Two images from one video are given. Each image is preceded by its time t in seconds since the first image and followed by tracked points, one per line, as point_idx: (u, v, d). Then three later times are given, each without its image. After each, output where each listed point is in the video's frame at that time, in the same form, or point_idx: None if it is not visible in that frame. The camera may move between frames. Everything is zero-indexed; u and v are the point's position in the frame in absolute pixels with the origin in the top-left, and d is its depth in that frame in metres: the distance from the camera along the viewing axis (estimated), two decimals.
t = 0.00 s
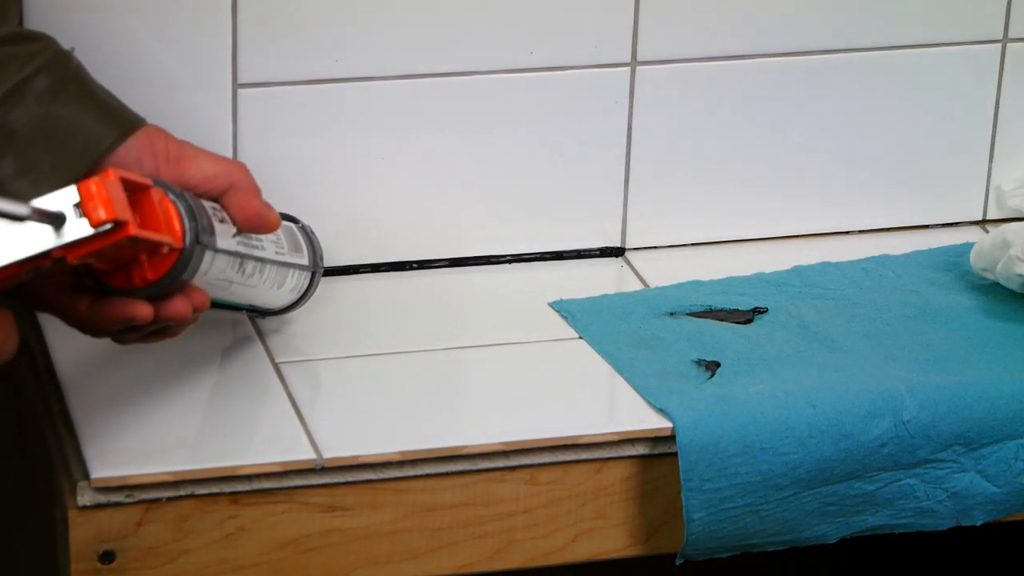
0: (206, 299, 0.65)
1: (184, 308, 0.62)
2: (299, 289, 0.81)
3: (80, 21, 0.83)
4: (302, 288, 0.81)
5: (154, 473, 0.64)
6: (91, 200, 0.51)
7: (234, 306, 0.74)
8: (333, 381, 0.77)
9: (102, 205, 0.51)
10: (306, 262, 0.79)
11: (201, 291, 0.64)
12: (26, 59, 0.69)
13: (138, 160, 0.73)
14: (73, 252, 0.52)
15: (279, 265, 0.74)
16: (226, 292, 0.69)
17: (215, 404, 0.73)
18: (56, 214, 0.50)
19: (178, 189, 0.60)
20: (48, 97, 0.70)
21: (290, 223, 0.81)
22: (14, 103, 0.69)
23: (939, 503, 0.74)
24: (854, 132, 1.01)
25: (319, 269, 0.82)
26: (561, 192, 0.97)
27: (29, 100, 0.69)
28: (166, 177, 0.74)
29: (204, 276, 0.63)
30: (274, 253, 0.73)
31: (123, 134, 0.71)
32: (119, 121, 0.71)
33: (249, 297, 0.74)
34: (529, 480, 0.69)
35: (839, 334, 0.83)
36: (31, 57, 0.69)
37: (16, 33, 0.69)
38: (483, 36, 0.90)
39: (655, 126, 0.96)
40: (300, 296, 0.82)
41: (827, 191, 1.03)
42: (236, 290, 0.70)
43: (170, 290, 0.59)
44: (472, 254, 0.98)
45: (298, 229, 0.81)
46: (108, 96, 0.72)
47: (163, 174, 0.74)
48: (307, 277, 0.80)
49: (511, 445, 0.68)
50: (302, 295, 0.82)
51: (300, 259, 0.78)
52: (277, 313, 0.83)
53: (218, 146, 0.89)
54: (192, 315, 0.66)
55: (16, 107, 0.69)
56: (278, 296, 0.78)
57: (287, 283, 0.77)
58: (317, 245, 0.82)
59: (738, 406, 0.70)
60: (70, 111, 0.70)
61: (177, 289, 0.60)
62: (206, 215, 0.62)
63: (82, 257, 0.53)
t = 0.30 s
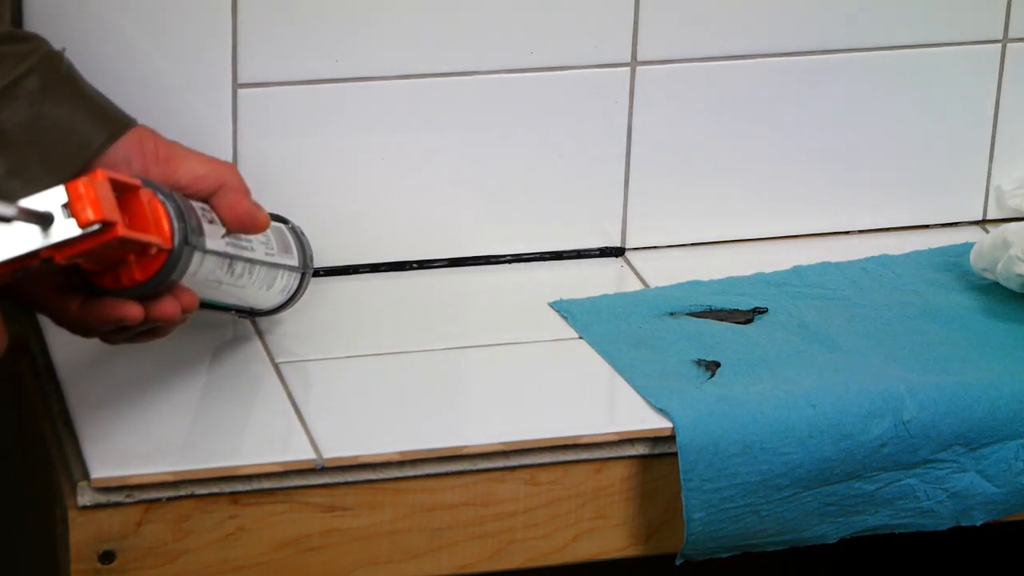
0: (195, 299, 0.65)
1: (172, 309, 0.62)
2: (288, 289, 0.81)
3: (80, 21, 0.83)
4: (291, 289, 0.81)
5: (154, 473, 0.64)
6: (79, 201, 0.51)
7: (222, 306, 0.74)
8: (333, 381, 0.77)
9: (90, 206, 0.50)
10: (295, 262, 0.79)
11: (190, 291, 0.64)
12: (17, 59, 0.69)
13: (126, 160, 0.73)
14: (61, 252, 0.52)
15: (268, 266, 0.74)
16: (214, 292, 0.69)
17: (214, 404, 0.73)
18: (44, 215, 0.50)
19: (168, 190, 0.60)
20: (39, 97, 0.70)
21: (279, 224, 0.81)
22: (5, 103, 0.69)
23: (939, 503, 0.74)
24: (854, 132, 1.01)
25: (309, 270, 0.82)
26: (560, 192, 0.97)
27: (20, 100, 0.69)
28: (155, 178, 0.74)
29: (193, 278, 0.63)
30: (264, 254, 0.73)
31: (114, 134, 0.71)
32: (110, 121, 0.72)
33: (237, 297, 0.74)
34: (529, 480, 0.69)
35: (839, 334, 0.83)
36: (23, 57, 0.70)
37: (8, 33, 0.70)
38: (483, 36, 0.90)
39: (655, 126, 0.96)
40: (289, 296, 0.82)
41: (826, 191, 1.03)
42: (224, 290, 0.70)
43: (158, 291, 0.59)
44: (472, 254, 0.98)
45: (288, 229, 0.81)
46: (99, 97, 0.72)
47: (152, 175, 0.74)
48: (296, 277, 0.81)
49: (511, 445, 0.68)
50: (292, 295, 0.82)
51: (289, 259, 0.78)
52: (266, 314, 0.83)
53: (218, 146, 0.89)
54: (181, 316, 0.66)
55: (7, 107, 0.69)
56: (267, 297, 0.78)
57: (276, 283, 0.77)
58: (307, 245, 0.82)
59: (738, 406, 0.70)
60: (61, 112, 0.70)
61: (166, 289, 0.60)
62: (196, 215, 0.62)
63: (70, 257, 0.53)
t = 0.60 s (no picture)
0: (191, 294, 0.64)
1: (169, 304, 0.62)
2: (281, 288, 0.81)
3: (80, 22, 0.83)
4: (284, 288, 0.81)
5: (154, 473, 0.64)
6: (75, 193, 0.51)
7: (215, 305, 0.74)
8: (332, 381, 0.77)
9: (87, 199, 0.50)
10: (288, 262, 0.79)
11: (185, 287, 0.64)
12: (10, 56, 0.69)
13: (120, 156, 0.74)
14: (58, 247, 0.52)
15: (262, 264, 0.74)
16: (209, 290, 0.69)
17: (213, 405, 0.73)
18: (40, 209, 0.50)
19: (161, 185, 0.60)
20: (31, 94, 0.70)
21: (271, 224, 0.81)
22: None
23: (939, 503, 0.74)
24: (854, 132, 1.01)
25: (301, 270, 0.82)
26: (560, 192, 0.97)
27: (12, 97, 0.69)
28: (149, 173, 0.75)
29: (187, 274, 0.63)
30: (256, 251, 0.73)
31: (106, 131, 0.72)
32: (101, 119, 0.72)
33: (230, 295, 0.73)
34: (529, 480, 0.69)
35: (839, 334, 0.83)
36: (16, 54, 0.70)
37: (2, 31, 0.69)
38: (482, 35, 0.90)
39: (655, 126, 0.96)
40: (282, 295, 0.82)
41: (826, 191, 1.03)
42: (217, 287, 0.70)
43: (155, 285, 0.59)
44: (472, 254, 0.98)
45: (279, 228, 0.81)
46: (91, 94, 0.72)
47: (146, 170, 0.75)
48: (289, 276, 0.81)
49: (510, 445, 0.68)
50: (283, 296, 0.82)
51: (282, 258, 0.78)
52: (261, 313, 0.83)
53: (218, 146, 0.89)
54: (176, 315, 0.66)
55: None
56: (259, 296, 0.78)
57: (269, 282, 0.77)
58: (300, 244, 0.82)
59: (738, 406, 0.70)
60: (53, 109, 0.70)
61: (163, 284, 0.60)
62: (190, 210, 0.62)
63: (67, 252, 0.53)
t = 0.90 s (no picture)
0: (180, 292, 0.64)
1: (158, 301, 0.62)
2: (275, 287, 0.81)
3: (80, 22, 0.83)
4: (278, 287, 0.81)
5: (154, 473, 0.64)
6: (58, 189, 0.50)
7: (209, 304, 0.74)
8: (332, 381, 0.77)
9: (69, 195, 0.50)
10: (282, 260, 0.79)
11: (175, 283, 0.63)
12: (3, 54, 0.69)
13: (112, 153, 0.73)
14: (42, 244, 0.52)
15: (255, 262, 0.74)
16: (201, 289, 0.69)
17: (212, 404, 0.73)
18: (22, 206, 0.50)
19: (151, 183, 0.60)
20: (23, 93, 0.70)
21: (265, 223, 0.81)
22: None
23: (939, 503, 0.74)
24: (854, 132, 1.01)
25: (295, 269, 0.82)
26: (560, 192, 0.97)
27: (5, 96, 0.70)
28: (139, 171, 0.74)
29: (177, 271, 0.63)
30: (249, 250, 0.73)
31: (98, 131, 0.71)
32: (94, 118, 0.71)
33: (224, 294, 0.73)
34: (529, 480, 0.69)
35: (839, 334, 0.83)
36: (9, 52, 0.70)
37: None
38: (482, 36, 0.90)
39: (655, 126, 0.96)
40: (277, 294, 0.82)
41: (826, 191, 1.02)
42: (210, 286, 0.70)
43: (141, 283, 0.59)
44: (472, 254, 0.98)
45: (273, 228, 0.81)
46: (84, 93, 0.72)
47: (136, 169, 0.74)
48: (283, 276, 0.81)
49: (511, 445, 0.68)
50: (279, 294, 0.82)
51: (276, 257, 0.78)
52: (256, 312, 0.83)
53: (217, 146, 0.89)
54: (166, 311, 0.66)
55: None
56: (253, 295, 0.78)
57: (263, 281, 0.77)
58: (294, 244, 0.82)
59: (738, 406, 0.70)
60: (46, 108, 0.70)
61: (151, 281, 0.60)
62: (178, 208, 0.62)
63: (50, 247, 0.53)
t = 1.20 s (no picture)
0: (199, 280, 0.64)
1: (180, 288, 0.61)
2: (279, 285, 0.80)
3: (80, 21, 0.83)
4: (282, 284, 0.81)
5: (154, 473, 0.64)
6: (92, 167, 0.49)
7: (216, 298, 0.73)
8: (332, 381, 0.77)
9: (104, 171, 0.49)
10: (288, 256, 0.79)
11: (195, 272, 0.63)
12: (16, 47, 0.70)
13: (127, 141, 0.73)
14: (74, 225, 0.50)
15: (265, 256, 0.74)
16: (215, 280, 0.68)
17: (214, 405, 0.73)
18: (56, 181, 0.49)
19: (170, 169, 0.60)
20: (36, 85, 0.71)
21: (270, 218, 0.80)
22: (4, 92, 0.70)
23: (939, 503, 0.74)
24: (854, 132, 1.01)
25: (297, 265, 0.82)
26: (560, 192, 0.97)
27: (19, 89, 0.70)
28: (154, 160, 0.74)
29: (196, 260, 0.62)
30: (259, 243, 0.73)
31: (113, 121, 0.72)
32: (108, 109, 0.72)
33: (232, 289, 0.73)
34: (529, 480, 0.69)
35: (839, 334, 0.83)
36: (22, 44, 0.70)
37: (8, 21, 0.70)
38: (482, 36, 0.90)
39: (655, 126, 0.96)
40: (280, 291, 0.81)
41: (826, 191, 1.03)
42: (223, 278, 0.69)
43: (166, 267, 0.59)
44: (472, 254, 0.98)
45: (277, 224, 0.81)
46: (96, 84, 0.73)
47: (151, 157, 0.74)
48: (286, 272, 0.80)
49: (511, 445, 0.68)
50: (281, 291, 0.82)
51: (282, 252, 0.78)
52: (258, 309, 0.82)
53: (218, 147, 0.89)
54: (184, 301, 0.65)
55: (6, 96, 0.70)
56: (259, 292, 0.78)
57: (269, 277, 0.77)
58: (297, 241, 0.82)
59: (738, 406, 0.70)
60: (60, 99, 0.71)
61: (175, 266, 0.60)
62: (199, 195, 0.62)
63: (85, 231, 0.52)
